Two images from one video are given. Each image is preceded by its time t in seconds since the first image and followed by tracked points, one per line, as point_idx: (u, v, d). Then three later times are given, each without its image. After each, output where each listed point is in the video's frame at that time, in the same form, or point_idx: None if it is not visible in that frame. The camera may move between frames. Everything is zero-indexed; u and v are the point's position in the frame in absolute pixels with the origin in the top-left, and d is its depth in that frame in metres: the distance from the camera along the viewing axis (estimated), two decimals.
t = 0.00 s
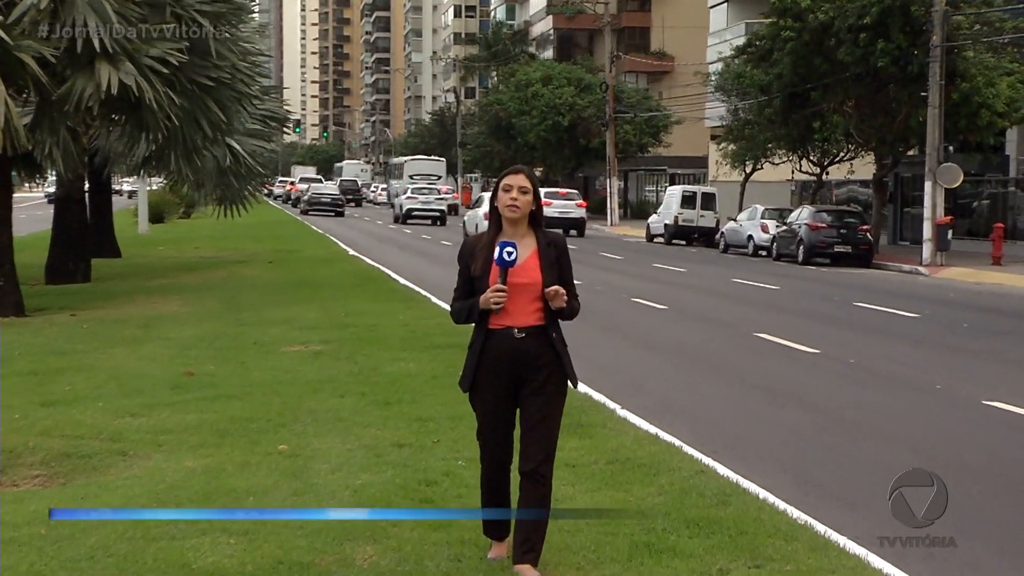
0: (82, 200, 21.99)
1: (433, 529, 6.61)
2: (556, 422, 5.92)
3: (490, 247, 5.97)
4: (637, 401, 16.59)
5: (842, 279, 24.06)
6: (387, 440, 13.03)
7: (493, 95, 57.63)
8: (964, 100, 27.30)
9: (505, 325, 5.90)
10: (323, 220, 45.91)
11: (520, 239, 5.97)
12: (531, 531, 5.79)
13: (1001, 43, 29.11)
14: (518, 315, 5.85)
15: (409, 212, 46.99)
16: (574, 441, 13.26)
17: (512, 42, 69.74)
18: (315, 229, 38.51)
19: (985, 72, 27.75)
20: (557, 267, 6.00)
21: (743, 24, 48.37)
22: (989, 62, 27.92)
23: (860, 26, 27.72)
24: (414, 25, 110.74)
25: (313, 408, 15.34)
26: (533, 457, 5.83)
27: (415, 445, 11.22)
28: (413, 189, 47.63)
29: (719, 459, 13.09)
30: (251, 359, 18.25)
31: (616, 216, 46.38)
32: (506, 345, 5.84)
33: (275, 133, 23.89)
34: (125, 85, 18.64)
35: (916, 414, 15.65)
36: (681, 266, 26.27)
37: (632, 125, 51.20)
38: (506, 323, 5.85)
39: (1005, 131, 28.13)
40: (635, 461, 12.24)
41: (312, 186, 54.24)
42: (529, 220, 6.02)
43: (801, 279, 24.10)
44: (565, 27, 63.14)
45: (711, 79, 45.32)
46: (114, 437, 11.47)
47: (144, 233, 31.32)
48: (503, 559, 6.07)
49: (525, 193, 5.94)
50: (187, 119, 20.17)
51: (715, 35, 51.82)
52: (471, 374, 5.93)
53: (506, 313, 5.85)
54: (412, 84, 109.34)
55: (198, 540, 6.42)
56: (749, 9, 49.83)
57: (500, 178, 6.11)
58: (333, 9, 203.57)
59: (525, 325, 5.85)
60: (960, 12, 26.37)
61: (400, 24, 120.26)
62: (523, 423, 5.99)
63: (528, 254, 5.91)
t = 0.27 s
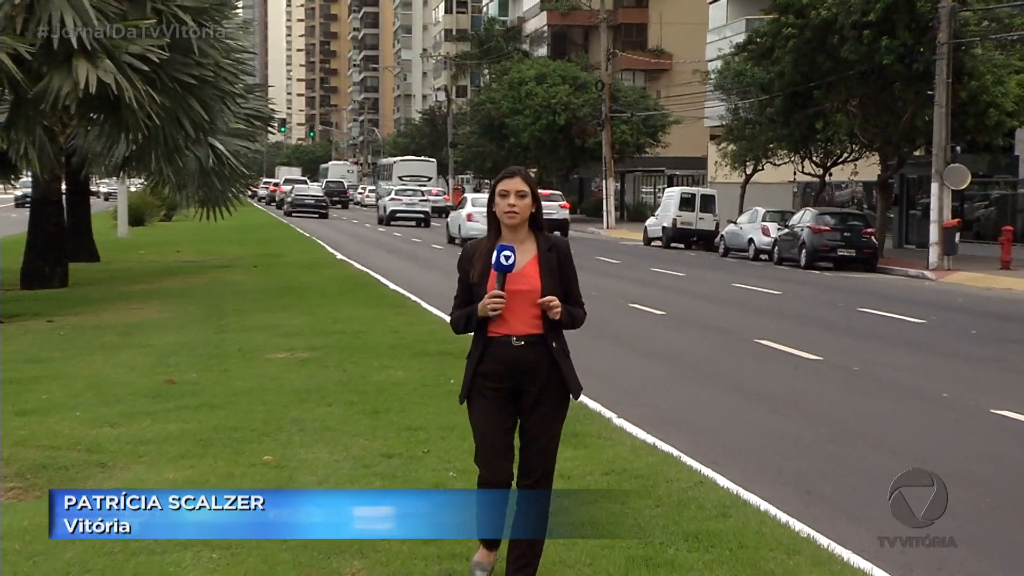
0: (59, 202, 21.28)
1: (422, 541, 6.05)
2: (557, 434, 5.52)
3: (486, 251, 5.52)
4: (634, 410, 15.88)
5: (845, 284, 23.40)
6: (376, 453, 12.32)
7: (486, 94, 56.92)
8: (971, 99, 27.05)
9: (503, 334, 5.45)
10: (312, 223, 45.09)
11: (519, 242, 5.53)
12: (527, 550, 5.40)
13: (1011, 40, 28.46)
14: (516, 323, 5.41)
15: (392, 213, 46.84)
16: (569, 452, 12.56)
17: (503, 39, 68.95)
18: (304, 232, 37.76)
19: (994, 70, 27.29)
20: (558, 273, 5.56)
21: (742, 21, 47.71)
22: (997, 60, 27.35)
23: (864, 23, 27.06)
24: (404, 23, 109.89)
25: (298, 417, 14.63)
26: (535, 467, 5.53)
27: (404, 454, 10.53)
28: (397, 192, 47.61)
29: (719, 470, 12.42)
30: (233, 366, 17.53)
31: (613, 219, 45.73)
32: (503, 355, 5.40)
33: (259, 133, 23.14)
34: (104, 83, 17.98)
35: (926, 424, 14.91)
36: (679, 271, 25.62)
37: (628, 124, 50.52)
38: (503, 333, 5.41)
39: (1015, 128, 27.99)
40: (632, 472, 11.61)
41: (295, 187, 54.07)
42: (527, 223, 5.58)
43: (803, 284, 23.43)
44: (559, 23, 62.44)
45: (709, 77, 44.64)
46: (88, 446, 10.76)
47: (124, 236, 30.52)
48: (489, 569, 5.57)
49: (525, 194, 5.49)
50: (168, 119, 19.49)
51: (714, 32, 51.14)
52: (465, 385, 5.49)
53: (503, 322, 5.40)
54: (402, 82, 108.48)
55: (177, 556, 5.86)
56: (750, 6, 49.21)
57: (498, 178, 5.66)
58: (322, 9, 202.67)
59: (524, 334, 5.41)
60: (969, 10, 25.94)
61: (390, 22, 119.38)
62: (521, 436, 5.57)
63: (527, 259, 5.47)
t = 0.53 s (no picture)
0: (35, 200, 20.50)
1: (414, 554, 5.96)
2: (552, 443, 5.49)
3: (485, 252, 5.51)
4: (634, 417, 15.14)
5: (850, 286, 22.71)
6: (367, 462, 11.64)
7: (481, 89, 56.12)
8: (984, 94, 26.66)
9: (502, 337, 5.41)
10: (301, 222, 44.19)
11: (521, 245, 5.51)
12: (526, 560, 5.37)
13: None
14: (514, 327, 5.37)
15: (378, 211, 46.61)
16: (564, 459, 11.85)
17: (497, 33, 68.11)
18: (292, 232, 36.93)
19: (1008, 63, 26.84)
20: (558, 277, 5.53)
21: (746, 14, 47.08)
22: (1011, 53, 26.88)
23: (872, 16, 26.43)
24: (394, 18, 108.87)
25: (286, 423, 13.92)
26: (533, 480, 5.51)
27: (397, 464, 9.83)
28: (382, 190, 47.36)
29: (721, 479, 11.76)
30: (219, 371, 16.79)
31: (611, 218, 44.96)
32: (501, 358, 5.36)
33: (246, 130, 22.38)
34: (83, 78, 17.24)
35: (941, 430, 14.19)
36: (679, 272, 24.90)
37: (628, 120, 49.77)
38: (501, 335, 5.37)
39: None
40: (636, 484, 10.94)
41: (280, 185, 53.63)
42: (529, 225, 5.57)
43: (809, 286, 22.73)
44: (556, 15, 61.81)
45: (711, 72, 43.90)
46: (67, 455, 10.07)
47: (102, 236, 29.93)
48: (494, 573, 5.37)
49: (527, 195, 5.50)
50: (150, 114, 18.74)
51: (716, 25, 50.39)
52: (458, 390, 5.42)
53: (501, 325, 5.36)
54: (392, 77, 107.46)
55: None
56: None
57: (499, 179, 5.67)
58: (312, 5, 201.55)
59: (522, 338, 5.37)
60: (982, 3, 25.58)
61: (381, 16, 118.34)
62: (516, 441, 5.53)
63: (527, 261, 5.45)
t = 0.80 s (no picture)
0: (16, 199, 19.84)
1: (408, 565, 5.86)
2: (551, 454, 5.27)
3: (485, 253, 5.21)
4: (635, 423, 14.46)
5: (858, 288, 22.05)
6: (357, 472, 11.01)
7: (478, 84, 55.39)
8: (1000, 87, 26.13)
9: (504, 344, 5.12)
10: (291, 224, 43.43)
11: (521, 246, 5.23)
12: None
13: None
14: (519, 333, 5.10)
15: (366, 209, 46.37)
16: (563, 468, 11.23)
17: (493, 25, 67.33)
18: (284, 232, 36.26)
19: None
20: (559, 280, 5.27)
21: (752, 6, 46.48)
22: None
23: (883, 8, 25.82)
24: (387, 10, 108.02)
25: (276, 429, 13.27)
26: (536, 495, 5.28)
27: (390, 471, 9.18)
28: (370, 187, 47.04)
29: (727, 488, 11.15)
30: (206, 377, 16.12)
31: (613, 217, 44.31)
32: (502, 366, 5.09)
33: (235, 127, 21.67)
34: (64, 72, 16.60)
35: (960, 437, 13.55)
36: (683, 273, 24.27)
37: (631, 116, 49.04)
38: (503, 342, 5.10)
39: None
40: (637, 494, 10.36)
41: (268, 185, 53.35)
42: (529, 224, 5.29)
43: (817, 288, 22.06)
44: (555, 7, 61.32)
45: (717, 66, 43.19)
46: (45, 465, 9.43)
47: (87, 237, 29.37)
48: None
49: (529, 194, 5.22)
50: (135, 111, 18.09)
51: (722, 18, 49.66)
52: (456, 398, 5.13)
53: (503, 331, 5.08)
54: (386, 70, 106.55)
55: None
56: None
57: (496, 174, 5.36)
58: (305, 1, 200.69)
59: (526, 345, 5.10)
60: None
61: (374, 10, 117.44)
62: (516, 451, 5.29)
63: (530, 263, 5.17)
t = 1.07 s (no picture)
0: None
1: None
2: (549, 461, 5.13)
3: (481, 253, 5.04)
4: (639, 429, 13.79)
5: (868, 288, 21.43)
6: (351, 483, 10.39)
7: (477, 79, 54.65)
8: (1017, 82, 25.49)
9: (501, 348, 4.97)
10: (284, 222, 42.63)
11: (518, 245, 5.07)
12: None
13: None
14: (518, 337, 4.94)
15: (355, 207, 46.43)
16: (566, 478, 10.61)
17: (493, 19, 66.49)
18: (276, 231, 35.57)
19: None
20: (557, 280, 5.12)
21: None
22: None
23: None
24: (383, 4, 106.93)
25: (268, 436, 12.62)
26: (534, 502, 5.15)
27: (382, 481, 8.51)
28: (359, 185, 47.09)
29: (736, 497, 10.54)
30: (194, 381, 15.46)
31: (616, 216, 43.65)
32: (501, 370, 4.95)
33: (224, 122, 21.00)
34: (47, 65, 15.96)
35: (981, 443, 13.00)
36: (688, 274, 23.63)
37: (634, 111, 48.37)
38: (501, 345, 4.94)
39: None
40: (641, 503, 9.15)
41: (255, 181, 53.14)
42: (526, 221, 5.13)
43: (827, 289, 21.40)
44: None
45: (723, 59, 42.47)
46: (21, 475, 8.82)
47: (70, 236, 28.78)
48: None
49: (527, 191, 5.05)
50: (121, 106, 17.43)
51: (731, 11, 48.90)
52: (453, 405, 4.98)
53: (502, 334, 4.93)
54: (381, 64, 105.46)
55: None
56: None
57: (490, 170, 5.18)
58: None
59: (526, 348, 4.95)
60: None
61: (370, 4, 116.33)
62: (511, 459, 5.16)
63: (529, 263, 5.00)
